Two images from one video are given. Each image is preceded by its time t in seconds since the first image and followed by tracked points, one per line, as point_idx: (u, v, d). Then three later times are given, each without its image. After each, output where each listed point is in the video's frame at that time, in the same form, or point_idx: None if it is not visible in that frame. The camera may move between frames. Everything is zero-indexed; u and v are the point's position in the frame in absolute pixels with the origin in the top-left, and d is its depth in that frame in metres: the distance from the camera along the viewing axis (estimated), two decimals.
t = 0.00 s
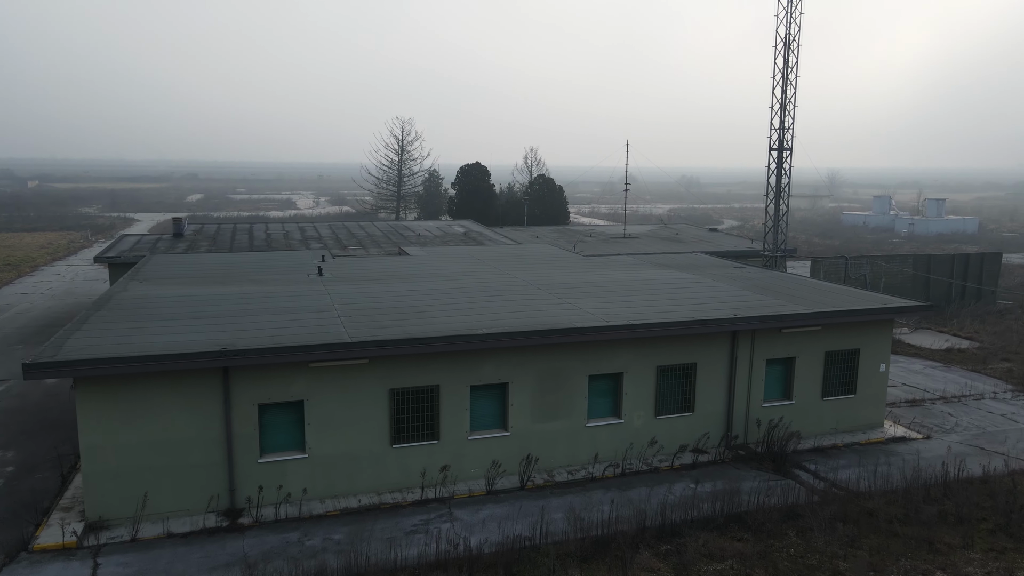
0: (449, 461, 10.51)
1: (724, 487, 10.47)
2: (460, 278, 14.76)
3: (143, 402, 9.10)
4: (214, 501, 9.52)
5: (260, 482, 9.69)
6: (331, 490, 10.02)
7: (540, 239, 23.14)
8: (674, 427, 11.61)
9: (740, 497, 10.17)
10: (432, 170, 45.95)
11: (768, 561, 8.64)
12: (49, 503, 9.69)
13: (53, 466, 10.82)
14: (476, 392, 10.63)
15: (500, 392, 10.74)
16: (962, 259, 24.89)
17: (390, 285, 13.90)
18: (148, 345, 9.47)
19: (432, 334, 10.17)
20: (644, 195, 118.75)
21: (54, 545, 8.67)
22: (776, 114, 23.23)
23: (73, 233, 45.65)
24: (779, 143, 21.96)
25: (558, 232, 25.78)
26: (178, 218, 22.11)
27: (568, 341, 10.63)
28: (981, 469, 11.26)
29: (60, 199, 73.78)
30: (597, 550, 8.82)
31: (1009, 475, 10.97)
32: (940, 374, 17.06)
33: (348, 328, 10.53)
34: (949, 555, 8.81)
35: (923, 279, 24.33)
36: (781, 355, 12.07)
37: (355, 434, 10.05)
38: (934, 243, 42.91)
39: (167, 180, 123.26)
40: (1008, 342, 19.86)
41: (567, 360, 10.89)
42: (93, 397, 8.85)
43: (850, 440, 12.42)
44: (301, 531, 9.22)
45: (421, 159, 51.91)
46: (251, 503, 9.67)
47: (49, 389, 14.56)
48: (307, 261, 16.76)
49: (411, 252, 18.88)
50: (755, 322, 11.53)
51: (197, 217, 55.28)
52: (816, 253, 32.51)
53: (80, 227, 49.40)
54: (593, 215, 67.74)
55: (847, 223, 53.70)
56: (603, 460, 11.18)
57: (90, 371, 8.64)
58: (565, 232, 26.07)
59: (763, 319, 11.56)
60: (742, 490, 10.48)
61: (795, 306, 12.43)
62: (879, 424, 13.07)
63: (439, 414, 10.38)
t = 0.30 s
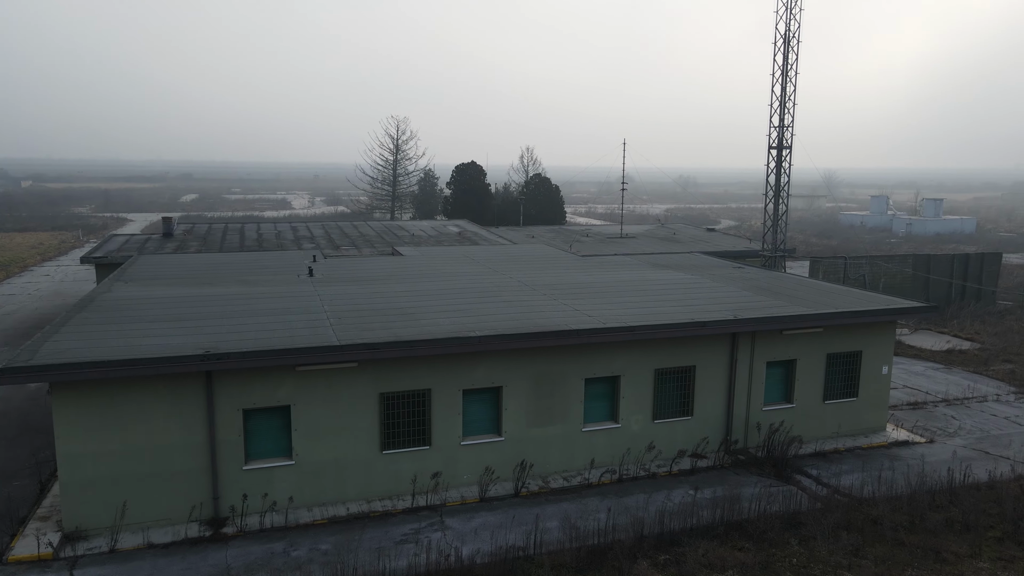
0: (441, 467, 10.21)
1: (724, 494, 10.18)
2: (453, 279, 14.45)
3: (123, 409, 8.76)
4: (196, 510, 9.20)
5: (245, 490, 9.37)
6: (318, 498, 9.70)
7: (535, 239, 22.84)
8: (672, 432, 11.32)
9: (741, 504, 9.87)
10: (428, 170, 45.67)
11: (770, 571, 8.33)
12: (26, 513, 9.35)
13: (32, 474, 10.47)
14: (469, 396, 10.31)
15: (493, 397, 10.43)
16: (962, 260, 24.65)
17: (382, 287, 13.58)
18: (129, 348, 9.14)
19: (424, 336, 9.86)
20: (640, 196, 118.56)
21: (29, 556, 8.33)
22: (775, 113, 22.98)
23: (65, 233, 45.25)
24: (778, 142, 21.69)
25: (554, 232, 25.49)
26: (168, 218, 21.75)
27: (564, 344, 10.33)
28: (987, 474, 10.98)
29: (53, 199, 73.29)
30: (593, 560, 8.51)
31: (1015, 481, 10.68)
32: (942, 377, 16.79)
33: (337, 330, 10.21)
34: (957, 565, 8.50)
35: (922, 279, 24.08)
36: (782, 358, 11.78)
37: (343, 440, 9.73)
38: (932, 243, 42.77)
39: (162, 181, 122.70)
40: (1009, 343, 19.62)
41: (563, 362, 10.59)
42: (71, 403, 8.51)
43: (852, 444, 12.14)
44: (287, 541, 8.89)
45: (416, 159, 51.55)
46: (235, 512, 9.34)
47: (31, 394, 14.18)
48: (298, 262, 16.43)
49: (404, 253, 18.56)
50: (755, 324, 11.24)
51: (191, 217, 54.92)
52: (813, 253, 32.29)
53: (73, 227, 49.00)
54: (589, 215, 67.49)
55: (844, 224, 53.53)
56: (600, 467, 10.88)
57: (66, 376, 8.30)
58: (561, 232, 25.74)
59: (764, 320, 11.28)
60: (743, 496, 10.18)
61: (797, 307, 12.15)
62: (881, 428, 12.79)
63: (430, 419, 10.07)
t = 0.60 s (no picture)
0: (421, 471, 10.03)
1: (708, 495, 10.10)
2: (435, 279, 14.28)
3: (92, 414, 8.49)
4: (169, 517, 8.96)
5: (219, 496, 9.15)
6: (296, 503, 9.49)
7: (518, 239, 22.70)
8: (655, 432, 11.23)
9: (725, 505, 9.78)
10: (409, 170, 45.43)
11: (755, 573, 8.24)
12: None
13: None
14: (450, 399, 10.14)
15: (475, 399, 10.26)
16: (942, 259, 24.84)
17: (362, 287, 13.37)
18: (98, 351, 8.88)
19: (403, 337, 9.68)
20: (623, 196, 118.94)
21: None
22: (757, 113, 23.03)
23: (39, 233, 44.54)
24: (760, 141, 21.71)
25: (537, 232, 25.38)
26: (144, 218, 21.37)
27: (545, 344, 10.19)
28: (969, 472, 10.98)
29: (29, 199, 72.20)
30: (576, 563, 8.37)
31: (996, 479, 10.70)
32: (922, 375, 16.87)
33: (315, 332, 10.00)
34: (941, 564, 8.46)
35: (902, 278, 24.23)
36: (765, 357, 11.73)
37: (321, 444, 9.52)
38: (910, 242, 43.20)
39: (140, 181, 121.34)
40: (987, 341, 19.77)
41: (546, 363, 10.46)
42: (37, 409, 8.23)
43: (835, 443, 12.11)
44: (262, 548, 8.67)
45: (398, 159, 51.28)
46: (210, 519, 9.11)
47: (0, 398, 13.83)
48: (276, 262, 16.17)
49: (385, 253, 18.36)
50: (738, 323, 11.17)
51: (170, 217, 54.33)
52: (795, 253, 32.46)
53: (48, 228, 48.28)
54: (572, 215, 67.51)
55: (824, 223, 53.97)
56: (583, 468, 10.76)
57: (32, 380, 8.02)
58: (544, 232, 25.59)
59: (747, 320, 11.22)
60: (727, 497, 10.10)
61: (779, 306, 12.10)
62: (863, 427, 12.79)
63: (410, 421, 9.89)
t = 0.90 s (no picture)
0: (397, 471, 9.95)
1: (685, 492, 10.14)
2: (411, 278, 14.17)
3: (60, 417, 8.29)
4: (139, 521, 8.78)
5: (191, 500, 8.98)
6: (270, 506, 9.36)
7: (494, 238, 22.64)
8: (632, 430, 11.26)
9: (703, 501, 9.81)
10: (385, 170, 45.17)
11: (732, 568, 8.29)
12: None
13: None
14: (427, 398, 10.07)
15: (452, 398, 10.21)
16: (912, 257, 25.20)
17: (337, 287, 13.24)
18: (65, 353, 8.67)
19: (379, 337, 9.59)
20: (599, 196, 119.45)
21: None
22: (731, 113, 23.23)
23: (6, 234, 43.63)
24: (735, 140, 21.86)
25: (513, 232, 25.32)
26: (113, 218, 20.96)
27: (523, 343, 10.16)
28: (940, 466, 11.16)
29: None
30: (554, 562, 8.35)
31: (965, 472, 10.89)
32: (894, 371, 17.11)
33: (289, 332, 9.86)
34: (913, 557, 8.57)
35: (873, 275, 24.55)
36: (741, 355, 11.81)
37: (296, 445, 9.40)
38: (880, 240, 43.89)
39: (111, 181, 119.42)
40: (957, 337, 20.13)
41: (523, 362, 10.43)
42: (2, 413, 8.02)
43: (810, 439, 12.24)
44: (236, 551, 8.53)
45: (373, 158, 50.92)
46: (182, 522, 8.95)
47: None
48: (250, 262, 15.95)
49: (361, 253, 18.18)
50: (714, 320, 11.23)
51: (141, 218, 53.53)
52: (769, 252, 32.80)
53: (15, 228, 47.33)
54: (548, 215, 67.61)
55: (797, 222, 54.66)
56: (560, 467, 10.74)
57: None
58: (521, 232, 25.42)
59: (722, 317, 11.28)
60: (704, 494, 10.15)
61: (754, 303, 12.19)
62: (837, 423, 12.93)
63: (387, 421, 9.80)
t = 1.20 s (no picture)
0: (367, 472, 9.87)
1: (655, 488, 10.23)
2: (380, 278, 14.08)
3: (17, 422, 8.07)
4: (101, 528, 8.58)
5: (155, 505, 8.81)
6: (237, 509, 9.22)
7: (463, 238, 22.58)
8: (602, 427, 11.32)
9: (672, 496, 9.90)
10: (353, 170, 44.80)
11: (701, 562, 8.38)
12: None
13: None
14: (397, 398, 10.01)
15: (422, 397, 10.16)
16: (873, 255, 25.73)
17: (304, 287, 13.10)
18: (22, 356, 8.44)
19: (348, 337, 9.51)
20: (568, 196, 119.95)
21: None
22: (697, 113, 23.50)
23: None
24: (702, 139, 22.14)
25: (482, 232, 25.30)
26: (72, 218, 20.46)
27: (493, 342, 10.16)
28: (901, 458, 11.42)
29: None
30: (525, 560, 8.35)
31: (925, 463, 11.16)
32: (857, 366, 17.48)
33: (256, 333, 9.73)
34: (876, 547, 8.75)
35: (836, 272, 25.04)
36: (708, 351, 11.95)
37: (263, 448, 9.28)
38: (842, 238, 44.81)
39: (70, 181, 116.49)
40: (916, 332, 20.62)
41: (493, 360, 10.43)
42: None
43: (776, 434, 12.43)
44: (202, 556, 8.39)
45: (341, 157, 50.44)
46: (146, 528, 8.76)
47: None
48: (214, 262, 15.69)
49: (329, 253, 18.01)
50: (681, 318, 11.35)
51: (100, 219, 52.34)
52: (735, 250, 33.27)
53: None
54: (517, 215, 67.68)
55: (762, 221, 55.53)
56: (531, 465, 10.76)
57: None
58: (490, 231, 25.34)
59: (690, 314, 11.41)
60: (674, 489, 10.24)
61: (721, 300, 12.35)
62: (802, 418, 13.15)
63: (356, 422, 9.72)
